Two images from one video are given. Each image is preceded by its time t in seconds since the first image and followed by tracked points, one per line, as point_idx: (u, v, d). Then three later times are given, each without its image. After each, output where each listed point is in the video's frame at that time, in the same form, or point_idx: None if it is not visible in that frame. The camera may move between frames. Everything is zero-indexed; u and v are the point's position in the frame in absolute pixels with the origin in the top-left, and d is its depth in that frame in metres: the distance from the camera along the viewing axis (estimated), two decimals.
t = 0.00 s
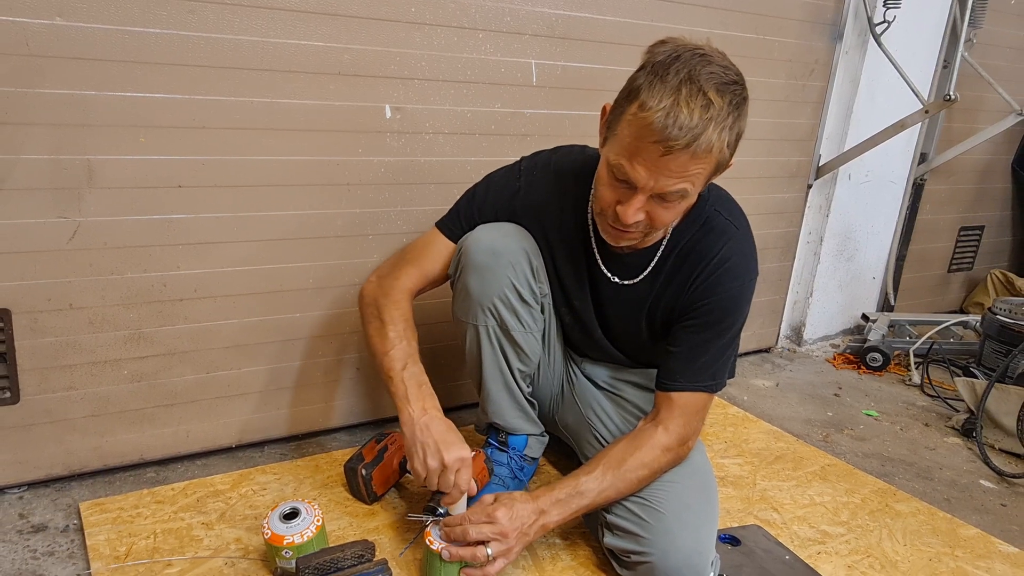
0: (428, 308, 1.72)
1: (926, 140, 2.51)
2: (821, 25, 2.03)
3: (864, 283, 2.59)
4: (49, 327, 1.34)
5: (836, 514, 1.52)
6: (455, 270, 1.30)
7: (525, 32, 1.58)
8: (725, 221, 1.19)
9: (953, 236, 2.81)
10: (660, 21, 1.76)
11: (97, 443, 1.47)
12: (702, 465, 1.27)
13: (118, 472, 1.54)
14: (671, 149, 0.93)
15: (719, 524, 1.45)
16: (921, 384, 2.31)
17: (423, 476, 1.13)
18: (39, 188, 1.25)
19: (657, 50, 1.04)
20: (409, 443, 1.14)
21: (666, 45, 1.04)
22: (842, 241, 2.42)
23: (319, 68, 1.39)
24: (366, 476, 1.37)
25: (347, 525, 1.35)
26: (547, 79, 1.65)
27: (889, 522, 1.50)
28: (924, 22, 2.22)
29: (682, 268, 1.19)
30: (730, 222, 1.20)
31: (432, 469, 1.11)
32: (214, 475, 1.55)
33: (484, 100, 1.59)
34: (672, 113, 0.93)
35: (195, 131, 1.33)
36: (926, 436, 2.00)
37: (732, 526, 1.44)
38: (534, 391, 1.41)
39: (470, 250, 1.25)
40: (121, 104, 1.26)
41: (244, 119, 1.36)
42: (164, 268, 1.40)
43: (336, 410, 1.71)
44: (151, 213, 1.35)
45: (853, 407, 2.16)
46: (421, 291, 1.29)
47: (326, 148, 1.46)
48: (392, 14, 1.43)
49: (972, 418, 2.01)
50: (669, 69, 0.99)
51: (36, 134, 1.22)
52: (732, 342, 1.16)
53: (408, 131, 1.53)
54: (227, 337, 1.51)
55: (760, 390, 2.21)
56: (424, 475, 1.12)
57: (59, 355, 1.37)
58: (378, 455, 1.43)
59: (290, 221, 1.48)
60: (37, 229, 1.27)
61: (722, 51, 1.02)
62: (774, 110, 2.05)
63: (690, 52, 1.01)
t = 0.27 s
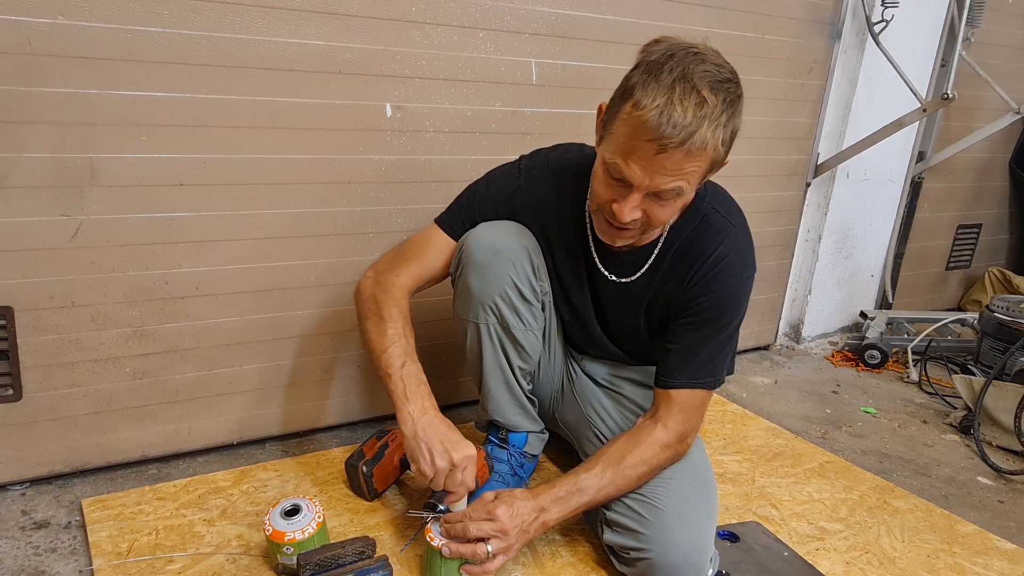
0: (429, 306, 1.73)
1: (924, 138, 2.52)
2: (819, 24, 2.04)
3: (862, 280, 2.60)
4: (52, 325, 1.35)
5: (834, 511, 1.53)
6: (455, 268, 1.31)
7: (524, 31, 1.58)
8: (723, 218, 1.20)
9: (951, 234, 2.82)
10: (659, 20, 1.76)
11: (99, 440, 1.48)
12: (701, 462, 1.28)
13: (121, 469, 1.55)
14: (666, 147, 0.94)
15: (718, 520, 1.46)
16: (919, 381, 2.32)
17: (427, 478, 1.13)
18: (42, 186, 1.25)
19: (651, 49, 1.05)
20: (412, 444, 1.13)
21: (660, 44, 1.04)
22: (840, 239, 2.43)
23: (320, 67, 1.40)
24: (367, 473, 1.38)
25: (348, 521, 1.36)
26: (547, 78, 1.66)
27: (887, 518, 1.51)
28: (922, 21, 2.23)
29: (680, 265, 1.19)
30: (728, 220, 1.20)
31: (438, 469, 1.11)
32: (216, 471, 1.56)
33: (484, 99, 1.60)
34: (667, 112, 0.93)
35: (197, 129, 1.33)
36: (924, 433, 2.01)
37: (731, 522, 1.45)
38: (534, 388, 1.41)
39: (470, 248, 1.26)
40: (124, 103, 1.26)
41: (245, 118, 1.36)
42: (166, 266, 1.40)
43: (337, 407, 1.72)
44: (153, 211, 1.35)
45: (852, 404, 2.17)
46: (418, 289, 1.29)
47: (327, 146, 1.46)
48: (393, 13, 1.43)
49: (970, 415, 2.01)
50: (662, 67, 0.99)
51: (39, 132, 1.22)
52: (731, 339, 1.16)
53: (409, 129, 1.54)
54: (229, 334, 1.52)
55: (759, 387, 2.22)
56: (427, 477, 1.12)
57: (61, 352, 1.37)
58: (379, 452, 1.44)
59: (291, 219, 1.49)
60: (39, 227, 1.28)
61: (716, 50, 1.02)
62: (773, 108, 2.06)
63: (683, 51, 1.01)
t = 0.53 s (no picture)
0: (429, 303, 1.74)
1: (922, 137, 2.53)
2: (818, 23, 2.04)
3: (860, 278, 2.61)
4: (54, 322, 1.35)
5: (832, 507, 1.54)
6: (455, 267, 1.32)
7: (524, 30, 1.59)
8: (721, 216, 1.21)
9: (950, 232, 2.83)
10: (658, 19, 1.77)
11: (102, 437, 1.49)
12: (700, 459, 1.29)
13: (123, 466, 1.55)
14: (667, 144, 0.95)
15: (717, 517, 1.47)
16: (917, 378, 2.33)
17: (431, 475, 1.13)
18: (45, 184, 1.26)
19: (652, 47, 1.06)
20: (416, 443, 1.13)
21: (660, 42, 1.05)
22: (838, 237, 2.43)
23: (321, 66, 1.40)
24: (368, 469, 1.39)
25: (349, 517, 1.37)
26: (547, 77, 1.66)
27: (884, 514, 1.52)
28: (920, 20, 2.24)
29: (679, 263, 1.20)
30: (727, 218, 1.21)
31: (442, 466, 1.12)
32: (217, 468, 1.56)
33: (484, 98, 1.60)
34: (668, 109, 0.94)
35: (198, 128, 1.34)
36: (922, 430, 2.02)
37: (729, 519, 1.46)
38: (534, 385, 1.42)
39: (470, 246, 1.26)
40: (126, 101, 1.27)
41: (247, 116, 1.37)
42: (168, 264, 1.41)
43: (337, 404, 1.73)
44: (155, 210, 1.36)
45: (850, 401, 2.18)
46: (417, 287, 1.30)
47: (328, 145, 1.47)
48: (394, 12, 1.44)
49: (967, 412, 2.02)
50: (663, 65, 1.00)
51: (41, 131, 1.23)
52: (730, 336, 1.17)
53: (409, 128, 1.54)
54: (231, 332, 1.52)
55: (758, 385, 2.23)
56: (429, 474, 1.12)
57: (64, 350, 1.38)
58: (379, 449, 1.45)
59: (292, 217, 1.49)
60: (42, 225, 1.28)
61: (716, 47, 1.03)
62: (772, 107, 2.06)
63: (684, 48, 1.02)
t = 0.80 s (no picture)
0: (429, 301, 1.75)
1: (920, 135, 2.54)
2: (817, 22, 2.04)
3: (858, 276, 2.61)
4: (57, 320, 1.36)
5: (831, 504, 1.55)
6: (457, 264, 1.33)
7: (524, 29, 1.59)
8: (721, 214, 1.21)
9: (948, 230, 2.84)
10: (658, 18, 1.77)
11: (104, 434, 1.50)
12: (699, 456, 1.30)
13: (124, 462, 1.56)
14: (667, 141, 0.95)
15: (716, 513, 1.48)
16: (915, 375, 2.34)
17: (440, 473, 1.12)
18: (48, 182, 1.27)
19: (651, 45, 1.06)
20: (416, 434, 1.13)
21: (660, 40, 1.06)
22: (837, 235, 2.44)
23: (322, 65, 1.41)
24: (368, 466, 1.40)
25: (350, 514, 1.38)
26: (547, 75, 1.67)
27: (882, 511, 1.53)
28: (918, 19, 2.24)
29: (679, 261, 1.21)
30: (725, 216, 1.22)
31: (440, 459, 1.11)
32: (219, 465, 1.57)
33: (484, 96, 1.61)
34: (667, 105, 0.95)
35: (200, 126, 1.35)
36: (920, 427, 2.03)
37: (728, 515, 1.47)
38: (535, 383, 1.43)
39: (472, 244, 1.27)
40: (127, 100, 1.28)
41: (249, 115, 1.38)
42: (170, 261, 1.42)
43: (338, 401, 1.74)
44: (157, 208, 1.37)
45: (849, 398, 2.18)
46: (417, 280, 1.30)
47: (329, 143, 1.48)
48: (395, 12, 1.44)
49: (965, 409, 2.03)
50: (663, 62, 1.01)
51: (44, 129, 1.23)
52: (729, 333, 1.18)
53: (409, 126, 1.55)
54: (232, 329, 1.53)
55: (757, 382, 2.24)
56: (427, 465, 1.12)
57: (66, 347, 1.39)
58: (380, 446, 1.45)
59: (294, 215, 1.50)
60: (45, 223, 1.29)
61: (715, 45, 1.04)
62: (771, 106, 2.07)
63: (684, 46, 1.03)
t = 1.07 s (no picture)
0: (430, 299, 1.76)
1: (918, 134, 2.54)
2: (816, 21, 2.05)
3: (856, 274, 2.62)
4: (59, 318, 1.37)
5: (829, 501, 1.55)
6: (461, 259, 1.34)
7: (525, 28, 1.60)
8: (721, 213, 1.22)
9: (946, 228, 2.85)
10: (657, 17, 1.78)
11: (106, 431, 1.50)
12: (698, 453, 1.31)
13: (126, 459, 1.57)
14: (668, 145, 0.96)
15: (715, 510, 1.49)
16: (913, 372, 2.35)
17: (464, 460, 1.11)
18: (50, 180, 1.27)
19: (652, 47, 1.07)
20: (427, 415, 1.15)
21: (661, 43, 1.06)
22: (835, 233, 2.45)
23: (323, 64, 1.42)
24: (368, 463, 1.41)
25: (351, 511, 1.39)
26: (547, 74, 1.68)
27: (881, 508, 1.54)
28: (915, 18, 2.25)
29: (678, 258, 1.22)
30: (725, 214, 1.22)
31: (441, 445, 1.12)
32: (220, 462, 1.58)
33: (485, 95, 1.62)
34: (668, 110, 0.95)
35: (202, 125, 1.35)
36: (918, 424, 2.04)
37: (727, 512, 1.48)
38: (535, 379, 1.44)
39: (477, 240, 1.28)
40: (129, 98, 1.28)
41: (250, 114, 1.38)
42: (171, 259, 1.43)
43: (339, 399, 1.74)
44: (159, 206, 1.37)
45: (847, 396, 2.19)
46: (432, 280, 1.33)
47: (330, 142, 1.48)
48: (396, 11, 1.45)
49: (963, 406, 2.04)
50: (664, 66, 1.01)
51: (46, 128, 1.24)
52: (728, 331, 1.19)
53: (410, 125, 1.56)
54: (234, 326, 1.54)
55: (755, 379, 2.25)
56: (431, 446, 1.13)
57: (68, 345, 1.39)
58: (381, 443, 1.46)
59: (295, 213, 1.51)
60: (47, 221, 1.29)
61: (716, 48, 1.04)
62: (770, 104, 2.07)
63: (685, 49, 1.03)
